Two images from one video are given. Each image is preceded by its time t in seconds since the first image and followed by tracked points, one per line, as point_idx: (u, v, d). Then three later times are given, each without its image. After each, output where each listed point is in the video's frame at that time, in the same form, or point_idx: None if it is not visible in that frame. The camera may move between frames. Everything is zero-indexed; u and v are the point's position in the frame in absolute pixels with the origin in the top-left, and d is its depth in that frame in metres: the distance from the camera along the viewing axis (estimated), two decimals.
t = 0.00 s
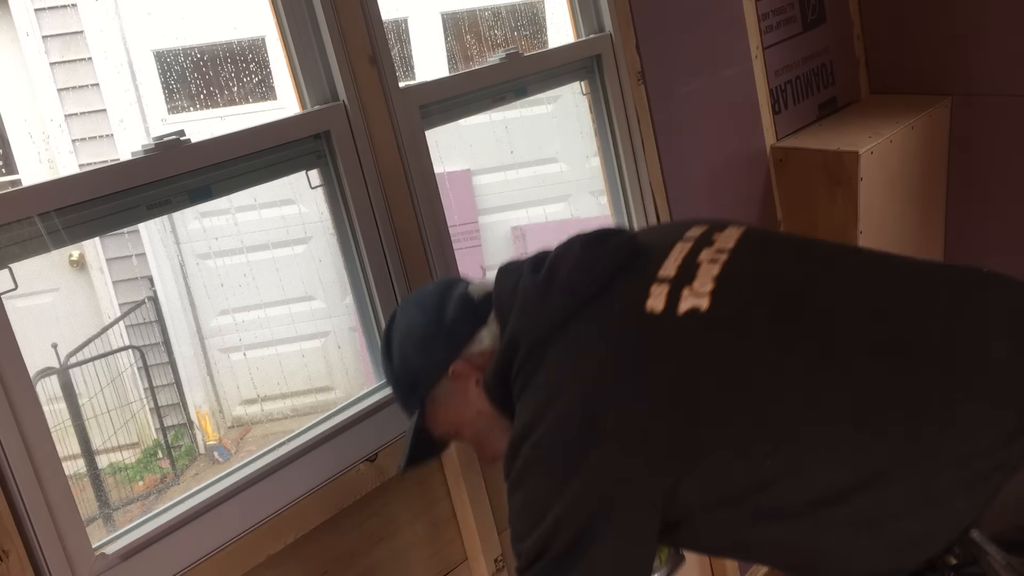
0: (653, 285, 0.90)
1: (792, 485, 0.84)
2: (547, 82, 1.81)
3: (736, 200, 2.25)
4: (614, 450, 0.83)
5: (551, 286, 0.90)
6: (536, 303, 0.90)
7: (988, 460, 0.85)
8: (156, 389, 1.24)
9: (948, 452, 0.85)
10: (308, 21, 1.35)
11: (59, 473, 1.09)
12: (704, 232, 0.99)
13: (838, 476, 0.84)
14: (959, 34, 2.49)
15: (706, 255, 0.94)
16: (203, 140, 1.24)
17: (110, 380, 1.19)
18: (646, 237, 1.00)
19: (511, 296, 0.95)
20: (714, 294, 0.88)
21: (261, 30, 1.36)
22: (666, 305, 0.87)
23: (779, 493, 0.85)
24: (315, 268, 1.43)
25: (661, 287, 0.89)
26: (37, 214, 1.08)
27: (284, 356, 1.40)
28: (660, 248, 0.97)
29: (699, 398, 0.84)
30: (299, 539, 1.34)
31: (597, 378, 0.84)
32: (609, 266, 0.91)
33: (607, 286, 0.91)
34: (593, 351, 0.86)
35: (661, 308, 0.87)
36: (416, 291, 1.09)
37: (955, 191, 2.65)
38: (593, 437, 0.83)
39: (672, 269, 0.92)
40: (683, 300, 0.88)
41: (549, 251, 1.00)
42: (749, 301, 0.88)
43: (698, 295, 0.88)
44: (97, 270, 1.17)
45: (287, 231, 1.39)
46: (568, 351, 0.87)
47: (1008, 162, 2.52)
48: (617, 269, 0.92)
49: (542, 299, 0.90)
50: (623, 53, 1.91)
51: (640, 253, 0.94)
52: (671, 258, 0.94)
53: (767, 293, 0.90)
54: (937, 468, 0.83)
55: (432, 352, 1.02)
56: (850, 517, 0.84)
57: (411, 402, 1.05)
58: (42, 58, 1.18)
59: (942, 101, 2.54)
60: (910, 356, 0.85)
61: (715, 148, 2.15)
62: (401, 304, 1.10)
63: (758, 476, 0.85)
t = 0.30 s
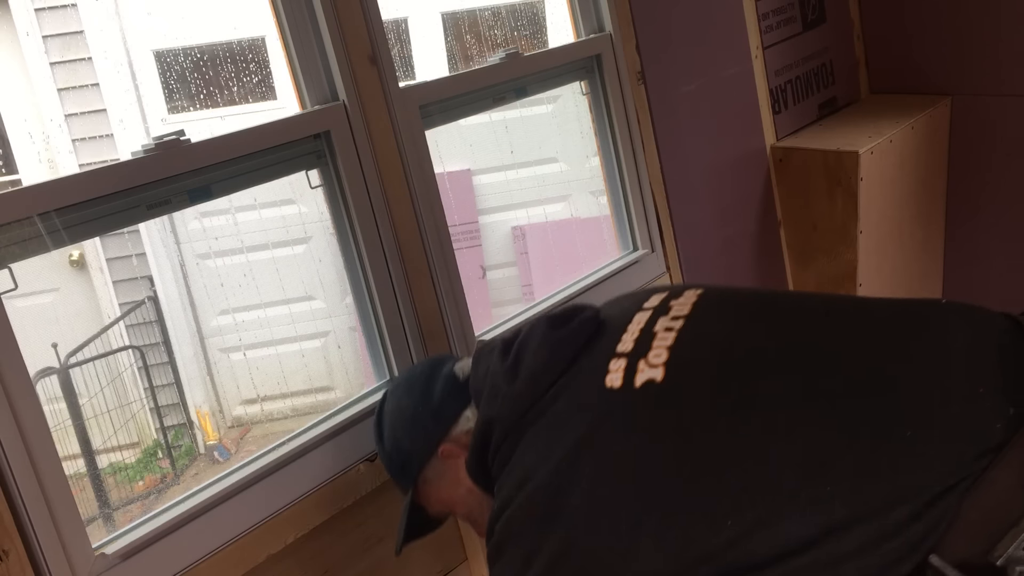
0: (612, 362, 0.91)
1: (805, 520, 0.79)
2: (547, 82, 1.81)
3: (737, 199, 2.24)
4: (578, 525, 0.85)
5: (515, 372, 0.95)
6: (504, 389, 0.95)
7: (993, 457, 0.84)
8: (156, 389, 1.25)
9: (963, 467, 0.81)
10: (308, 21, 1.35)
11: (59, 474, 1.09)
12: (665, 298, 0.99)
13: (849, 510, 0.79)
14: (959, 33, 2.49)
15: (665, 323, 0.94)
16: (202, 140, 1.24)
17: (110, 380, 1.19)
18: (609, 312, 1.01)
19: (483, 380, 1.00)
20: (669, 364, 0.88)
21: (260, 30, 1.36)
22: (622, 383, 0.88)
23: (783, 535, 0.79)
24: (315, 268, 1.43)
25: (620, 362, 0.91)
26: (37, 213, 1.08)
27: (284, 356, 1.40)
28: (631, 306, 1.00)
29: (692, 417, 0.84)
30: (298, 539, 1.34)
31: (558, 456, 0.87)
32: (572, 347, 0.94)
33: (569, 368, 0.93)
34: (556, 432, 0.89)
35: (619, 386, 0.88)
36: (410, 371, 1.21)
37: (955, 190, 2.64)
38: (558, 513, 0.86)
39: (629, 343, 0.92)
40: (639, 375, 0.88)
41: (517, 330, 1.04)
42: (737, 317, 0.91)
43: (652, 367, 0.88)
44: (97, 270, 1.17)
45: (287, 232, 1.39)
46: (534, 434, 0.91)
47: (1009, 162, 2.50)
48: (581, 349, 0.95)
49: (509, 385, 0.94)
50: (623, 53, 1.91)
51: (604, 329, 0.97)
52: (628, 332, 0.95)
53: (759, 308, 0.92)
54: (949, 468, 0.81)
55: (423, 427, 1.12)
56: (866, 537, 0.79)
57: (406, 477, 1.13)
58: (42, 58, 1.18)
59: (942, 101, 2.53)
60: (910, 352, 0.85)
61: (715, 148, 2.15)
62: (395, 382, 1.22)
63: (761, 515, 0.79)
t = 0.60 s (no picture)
0: (591, 397, 0.98)
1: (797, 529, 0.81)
2: (546, 82, 1.81)
3: (737, 200, 2.24)
4: (563, 553, 0.92)
5: (503, 408, 1.04)
6: (493, 425, 1.03)
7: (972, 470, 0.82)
8: (156, 389, 1.24)
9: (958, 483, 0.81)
10: (308, 21, 1.35)
11: (59, 474, 1.09)
12: (642, 332, 1.07)
13: (827, 527, 0.81)
14: (958, 33, 2.49)
15: (642, 355, 1.01)
16: (202, 140, 1.24)
17: (110, 380, 1.19)
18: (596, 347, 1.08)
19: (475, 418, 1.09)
20: (643, 391, 0.94)
21: (260, 30, 1.36)
22: (602, 414, 0.95)
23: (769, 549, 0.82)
24: (315, 268, 1.43)
25: (599, 395, 0.97)
26: (37, 213, 1.08)
27: (284, 356, 1.40)
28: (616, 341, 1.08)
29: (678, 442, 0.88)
30: (298, 539, 1.35)
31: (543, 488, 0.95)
32: (556, 382, 1.03)
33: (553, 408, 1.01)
34: (541, 466, 0.96)
35: (599, 417, 0.95)
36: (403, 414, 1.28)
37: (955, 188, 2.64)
38: (543, 543, 0.94)
39: (609, 376, 1.00)
40: (617, 406, 0.95)
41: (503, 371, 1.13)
42: (715, 343, 0.97)
43: (628, 397, 0.95)
44: (97, 270, 1.17)
45: (287, 232, 1.39)
46: (521, 468, 0.98)
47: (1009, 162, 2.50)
48: (565, 385, 1.04)
49: (497, 421, 1.03)
50: (623, 53, 1.91)
51: (586, 362, 1.06)
52: (609, 364, 1.02)
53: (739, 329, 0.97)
54: (947, 467, 0.81)
55: (422, 472, 1.17)
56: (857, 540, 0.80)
57: (412, 517, 1.19)
58: (42, 58, 1.18)
59: (942, 101, 2.53)
60: (902, 355, 0.87)
61: (715, 148, 2.15)
62: (394, 422, 1.29)
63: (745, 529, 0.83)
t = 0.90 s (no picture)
0: (587, 406, 1.00)
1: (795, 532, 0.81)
2: (546, 82, 1.81)
3: (737, 200, 2.24)
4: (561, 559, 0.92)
5: (499, 421, 1.09)
6: (490, 437, 1.07)
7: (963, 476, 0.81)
8: (156, 389, 1.25)
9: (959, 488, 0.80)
10: (308, 21, 1.35)
11: (59, 474, 1.09)
12: (637, 342, 1.10)
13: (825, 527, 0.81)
14: (958, 33, 2.49)
15: (636, 363, 1.03)
16: (202, 140, 1.24)
17: (110, 380, 1.19)
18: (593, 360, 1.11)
19: (474, 431, 1.13)
20: (637, 400, 0.96)
21: (260, 30, 1.36)
22: (596, 422, 0.97)
23: (766, 552, 0.82)
24: (315, 268, 1.43)
25: (595, 403, 1.00)
26: (37, 213, 1.08)
27: (284, 356, 1.40)
28: (617, 351, 1.10)
29: (673, 445, 0.89)
30: (298, 539, 1.35)
31: (539, 496, 0.96)
32: (550, 391, 1.06)
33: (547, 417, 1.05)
34: (534, 473, 0.99)
35: (593, 424, 0.97)
36: (410, 434, 1.32)
37: (954, 188, 2.64)
38: (541, 549, 0.94)
39: (604, 385, 1.02)
40: (612, 414, 0.96)
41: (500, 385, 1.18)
42: (707, 351, 0.98)
43: (623, 405, 0.96)
44: (97, 270, 1.17)
45: (287, 232, 1.39)
46: (516, 475, 1.01)
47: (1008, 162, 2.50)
48: (562, 395, 1.06)
49: (494, 433, 1.08)
50: (623, 54, 1.91)
51: (582, 371, 1.09)
52: (604, 373, 1.04)
53: (730, 338, 0.99)
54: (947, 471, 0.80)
55: (427, 498, 1.20)
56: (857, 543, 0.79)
57: (428, 534, 1.21)
58: (42, 58, 1.18)
59: (942, 101, 2.53)
60: (902, 356, 0.87)
61: (715, 148, 2.15)
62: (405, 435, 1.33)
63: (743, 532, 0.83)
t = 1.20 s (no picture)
0: (592, 406, 1.01)
1: (795, 532, 0.81)
2: (546, 82, 1.81)
3: (737, 200, 2.24)
4: (562, 557, 0.93)
5: (506, 417, 1.10)
6: (496, 435, 1.08)
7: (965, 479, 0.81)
8: (156, 389, 1.24)
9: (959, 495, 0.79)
10: (308, 21, 1.35)
11: (59, 474, 1.09)
12: (643, 342, 1.10)
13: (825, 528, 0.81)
14: (958, 34, 2.49)
15: (641, 364, 1.04)
16: (202, 140, 1.24)
17: (110, 380, 1.19)
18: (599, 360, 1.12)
19: (480, 430, 1.14)
20: (641, 399, 0.97)
21: (261, 30, 1.36)
22: (600, 421, 0.98)
23: (766, 553, 0.82)
24: (315, 268, 1.43)
25: (599, 403, 1.00)
26: (37, 213, 1.08)
27: (284, 356, 1.40)
28: (620, 351, 1.10)
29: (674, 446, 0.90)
30: (299, 539, 1.35)
31: (541, 493, 0.97)
32: (555, 390, 1.07)
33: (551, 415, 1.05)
34: (538, 470, 0.99)
35: (598, 423, 0.98)
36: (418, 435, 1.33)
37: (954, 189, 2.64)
38: (543, 547, 0.95)
39: (609, 384, 1.02)
40: (615, 413, 0.97)
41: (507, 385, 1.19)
42: (711, 353, 0.99)
43: (626, 405, 0.97)
44: (97, 270, 1.17)
45: (287, 232, 1.39)
46: (521, 470, 1.02)
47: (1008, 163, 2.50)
48: (568, 393, 1.07)
49: (500, 429, 1.09)
50: (623, 54, 1.91)
51: (586, 370, 1.10)
52: (609, 373, 1.05)
53: (734, 339, 1.00)
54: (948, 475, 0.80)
55: (432, 496, 1.20)
56: (861, 545, 0.80)
57: (437, 533, 1.21)
58: (42, 58, 1.18)
59: (941, 102, 2.54)
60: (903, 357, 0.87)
61: (714, 148, 2.15)
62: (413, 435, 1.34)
63: (748, 533, 0.83)
